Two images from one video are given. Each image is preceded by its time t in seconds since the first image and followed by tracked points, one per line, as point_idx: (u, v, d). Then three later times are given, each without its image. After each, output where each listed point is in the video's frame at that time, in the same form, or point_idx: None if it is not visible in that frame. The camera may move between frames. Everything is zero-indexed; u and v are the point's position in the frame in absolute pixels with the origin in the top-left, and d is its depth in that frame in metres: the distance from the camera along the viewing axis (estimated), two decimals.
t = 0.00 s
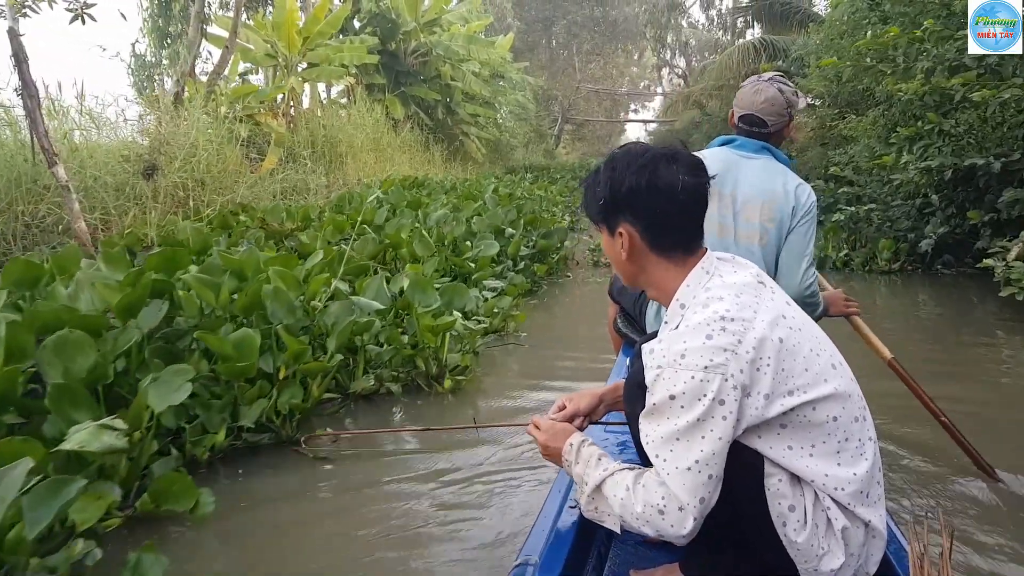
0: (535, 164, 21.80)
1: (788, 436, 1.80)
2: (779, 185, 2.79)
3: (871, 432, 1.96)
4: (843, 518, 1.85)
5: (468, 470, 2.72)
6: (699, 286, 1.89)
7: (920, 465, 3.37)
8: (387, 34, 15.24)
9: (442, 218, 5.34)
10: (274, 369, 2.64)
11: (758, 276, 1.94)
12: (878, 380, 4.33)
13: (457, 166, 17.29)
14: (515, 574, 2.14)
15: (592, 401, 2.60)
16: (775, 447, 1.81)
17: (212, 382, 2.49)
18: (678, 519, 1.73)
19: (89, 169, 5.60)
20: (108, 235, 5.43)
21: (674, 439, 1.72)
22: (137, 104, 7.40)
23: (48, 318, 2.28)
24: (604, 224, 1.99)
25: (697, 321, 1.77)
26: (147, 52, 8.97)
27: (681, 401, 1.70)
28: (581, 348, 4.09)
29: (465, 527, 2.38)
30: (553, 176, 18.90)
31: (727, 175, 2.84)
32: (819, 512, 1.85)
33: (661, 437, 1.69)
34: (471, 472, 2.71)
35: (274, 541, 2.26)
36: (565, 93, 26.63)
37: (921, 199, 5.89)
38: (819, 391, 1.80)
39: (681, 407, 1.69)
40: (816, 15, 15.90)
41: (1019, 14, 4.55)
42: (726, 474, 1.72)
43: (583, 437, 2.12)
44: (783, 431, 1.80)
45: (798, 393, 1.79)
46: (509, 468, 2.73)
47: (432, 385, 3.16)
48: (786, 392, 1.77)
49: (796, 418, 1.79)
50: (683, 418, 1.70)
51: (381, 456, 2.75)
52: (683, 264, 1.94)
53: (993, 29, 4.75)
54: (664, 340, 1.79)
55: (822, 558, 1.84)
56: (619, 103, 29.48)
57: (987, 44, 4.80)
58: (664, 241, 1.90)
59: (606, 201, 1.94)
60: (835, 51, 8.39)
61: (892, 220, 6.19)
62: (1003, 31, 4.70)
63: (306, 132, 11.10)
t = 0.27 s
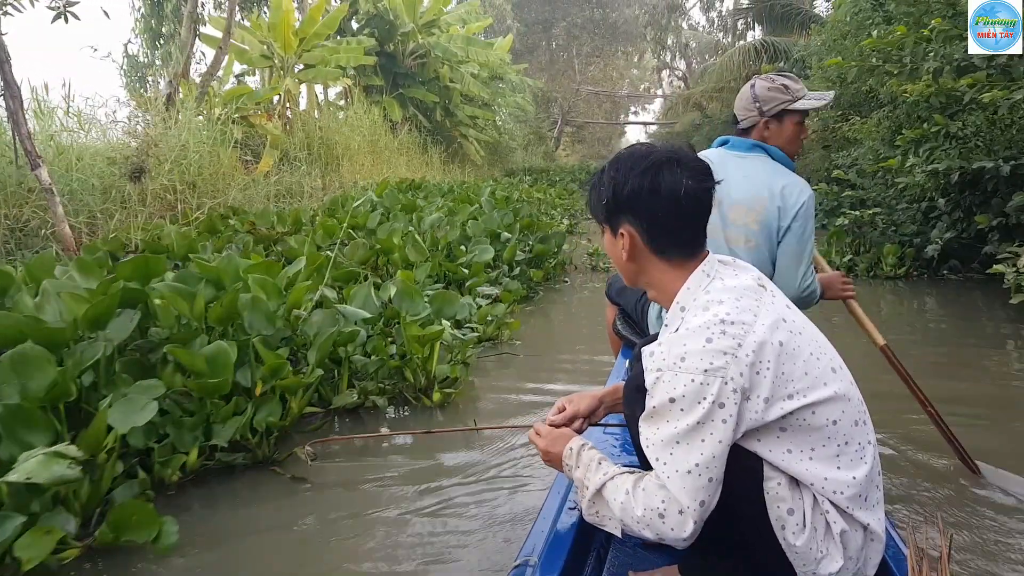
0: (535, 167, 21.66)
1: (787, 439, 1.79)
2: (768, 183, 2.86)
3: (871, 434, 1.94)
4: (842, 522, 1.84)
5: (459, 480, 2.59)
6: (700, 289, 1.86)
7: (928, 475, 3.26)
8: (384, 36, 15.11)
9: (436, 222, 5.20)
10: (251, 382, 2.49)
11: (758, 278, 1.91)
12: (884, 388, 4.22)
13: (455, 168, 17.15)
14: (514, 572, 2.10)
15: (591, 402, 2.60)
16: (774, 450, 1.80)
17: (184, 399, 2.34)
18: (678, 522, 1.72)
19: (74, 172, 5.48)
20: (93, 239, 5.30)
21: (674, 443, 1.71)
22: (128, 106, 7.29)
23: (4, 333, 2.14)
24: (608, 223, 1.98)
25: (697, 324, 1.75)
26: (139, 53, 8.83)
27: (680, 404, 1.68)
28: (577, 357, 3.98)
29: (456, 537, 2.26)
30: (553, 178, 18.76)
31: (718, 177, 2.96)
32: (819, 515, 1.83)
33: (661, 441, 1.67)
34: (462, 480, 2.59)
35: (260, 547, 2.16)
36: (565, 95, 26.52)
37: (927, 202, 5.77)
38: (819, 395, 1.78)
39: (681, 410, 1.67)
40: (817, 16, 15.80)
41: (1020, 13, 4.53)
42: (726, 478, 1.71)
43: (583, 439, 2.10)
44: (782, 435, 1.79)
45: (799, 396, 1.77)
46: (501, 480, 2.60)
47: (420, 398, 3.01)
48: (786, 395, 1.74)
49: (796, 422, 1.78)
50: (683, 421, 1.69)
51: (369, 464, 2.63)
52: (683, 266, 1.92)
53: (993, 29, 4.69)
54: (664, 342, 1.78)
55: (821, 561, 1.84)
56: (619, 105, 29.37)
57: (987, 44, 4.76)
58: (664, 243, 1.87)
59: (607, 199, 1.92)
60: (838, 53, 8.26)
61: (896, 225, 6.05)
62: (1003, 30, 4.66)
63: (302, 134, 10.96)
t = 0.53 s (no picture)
0: (534, 168, 21.53)
1: (788, 440, 1.79)
2: (746, 185, 2.89)
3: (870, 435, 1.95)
4: (843, 523, 1.84)
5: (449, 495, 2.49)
6: (701, 290, 1.86)
7: (935, 484, 3.17)
8: (382, 37, 14.97)
9: (431, 225, 5.07)
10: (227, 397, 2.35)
11: (759, 279, 1.91)
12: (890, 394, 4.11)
13: (453, 170, 17.02)
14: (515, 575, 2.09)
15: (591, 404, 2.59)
16: (775, 451, 1.80)
17: (153, 415, 2.21)
18: (681, 523, 1.71)
19: (60, 174, 5.37)
20: (79, 243, 5.19)
21: (676, 444, 1.70)
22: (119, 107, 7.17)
23: None
24: (611, 223, 1.97)
25: (698, 325, 1.75)
26: (131, 54, 8.69)
27: (682, 405, 1.68)
28: (575, 363, 3.87)
29: (447, 550, 2.18)
30: (552, 180, 18.63)
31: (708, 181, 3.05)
32: (820, 517, 1.84)
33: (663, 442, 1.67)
34: (453, 494, 2.50)
35: (246, 560, 2.09)
36: (565, 96, 26.39)
37: (933, 205, 5.64)
38: (820, 396, 1.78)
39: (683, 412, 1.67)
40: (818, 17, 15.67)
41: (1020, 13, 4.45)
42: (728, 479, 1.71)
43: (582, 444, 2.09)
44: (783, 436, 1.79)
45: (799, 397, 1.77)
46: (493, 493, 2.50)
47: (406, 413, 2.88)
48: (787, 397, 1.75)
49: (797, 423, 1.78)
50: (685, 422, 1.68)
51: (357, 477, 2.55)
52: (685, 266, 1.90)
53: (993, 29, 4.55)
54: (665, 343, 1.77)
55: (821, 563, 1.84)
56: (619, 107, 29.25)
57: (986, 44, 4.64)
58: (667, 243, 1.86)
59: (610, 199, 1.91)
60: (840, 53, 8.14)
61: (902, 228, 5.92)
62: (1002, 30, 4.55)
63: (298, 136, 10.82)
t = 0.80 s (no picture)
0: (534, 171, 21.39)
1: (790, 441, 1.78)
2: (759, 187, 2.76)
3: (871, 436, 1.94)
4: (845, 523, 1.83)
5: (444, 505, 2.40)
6: (701, 292, 1.85)
7: (944, 494, 3.07)
8: (380, 38, 14.83)
9: (425, 228, 4.95)
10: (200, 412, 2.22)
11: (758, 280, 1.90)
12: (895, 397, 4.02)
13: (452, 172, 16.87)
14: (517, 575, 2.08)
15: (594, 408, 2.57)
16: (777, 452, 1.79)
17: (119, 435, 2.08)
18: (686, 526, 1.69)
19: (46, 176, 5.25)
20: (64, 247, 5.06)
21: (679, 447, 1.69)
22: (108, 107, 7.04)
23: None
24: (611, 227, 1.95)
25: (699, 327, 1.73)
26: (123, 54, 8.55)
27: (684, 408, 1.66)
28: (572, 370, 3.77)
29: (439, 564, 2.09)
30: (552, 182, 18.49)
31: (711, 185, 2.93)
32: (822, 518, 1.82)
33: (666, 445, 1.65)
34: (449, 503, 2.41)
35: None
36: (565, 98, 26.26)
37: (941, 207, 5.50)
38: (821, 397, 1.78)
39: (685, 414, 1.66)
40: (820, 17, 15.55)
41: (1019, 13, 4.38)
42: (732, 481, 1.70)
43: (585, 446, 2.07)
44: (785, 437, 1.78)
45: (800, 398, 1.76)
46: (488, 504, 2.40)
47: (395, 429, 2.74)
48: (788, 397, 1.74)
49: (799, 423, 1.77)
50: (687, 424, 1.66)
51: (351, 484, 2.47)
52: (685, 270, 1.90)
53: (993, 28, 4.49)
54: (666, 346, 1.75)
55: (825, 564, 1.82)
56: (619, 108, 29.12)
57: (986, 44, 4.56)
58: (667, 246, 1.85)
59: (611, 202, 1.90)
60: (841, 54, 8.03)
61: (906, 231, 5.77)
62: (1003, 30, 4.48)
63: (294, 137, 10.69)
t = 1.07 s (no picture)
0: (534, 172, 21.25)
1: (789, 441, 1.76)
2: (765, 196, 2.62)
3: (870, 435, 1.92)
4: (845, 523, 1.80)
5: (432, 516, 2.31)
6: (699, 293, 1.82)
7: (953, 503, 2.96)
8: (377, 38, 14.66)
9: (419, 231, 4.82)
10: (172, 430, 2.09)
11: (756, 281, 1.88)
12: (901, 400, 3.92)
13: (451, 174, 16.73)
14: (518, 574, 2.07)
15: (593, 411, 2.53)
16: (776, 452, 1.76)
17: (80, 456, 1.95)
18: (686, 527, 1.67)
19: (29, 177, 5.13)
20: (47, 250, 4.94)
21: (678, 448, 1.66)
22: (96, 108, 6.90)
23: None
24: (607, 228, 1.90)
25: (697, 328, 1.71)
26: (115, 55, 8.43)
27: (682, 408, 1.64)
28: (569, 374, 3.67)
29: None
30: (552, 183, 18.35)
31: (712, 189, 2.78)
32: (821, 517, 1.79)
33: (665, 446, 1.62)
34: (437, 512, 2.33)
35: None
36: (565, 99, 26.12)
37: (947, 210, 5.37)
38: (820, 397, 1.75)
39: (683, 414, 1.63)
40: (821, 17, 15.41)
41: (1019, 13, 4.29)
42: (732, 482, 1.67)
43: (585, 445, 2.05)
44: (784, 437, 1.75)
45: (799, 398, 1.74)
46: (478, 518, 2.30)
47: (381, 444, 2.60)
48: (786, 397, 1.71)
49: (798, 423, 1.75)
50: (685, 425, 1.64)
51: (338, 492, 2.39)
52: (684, 271, 1.86)
53: (993, 29, 4.41)
54: (665, 346, 1.72)
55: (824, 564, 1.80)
56: (619, 110, 28.98)
57: (986, 44, 4.48)
58: (667, 248, 1.81)
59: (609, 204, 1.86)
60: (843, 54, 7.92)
61: (911, 236, 5.59)
62: (1003, 30, 4.40)
63: (290, 138, 10.57)
